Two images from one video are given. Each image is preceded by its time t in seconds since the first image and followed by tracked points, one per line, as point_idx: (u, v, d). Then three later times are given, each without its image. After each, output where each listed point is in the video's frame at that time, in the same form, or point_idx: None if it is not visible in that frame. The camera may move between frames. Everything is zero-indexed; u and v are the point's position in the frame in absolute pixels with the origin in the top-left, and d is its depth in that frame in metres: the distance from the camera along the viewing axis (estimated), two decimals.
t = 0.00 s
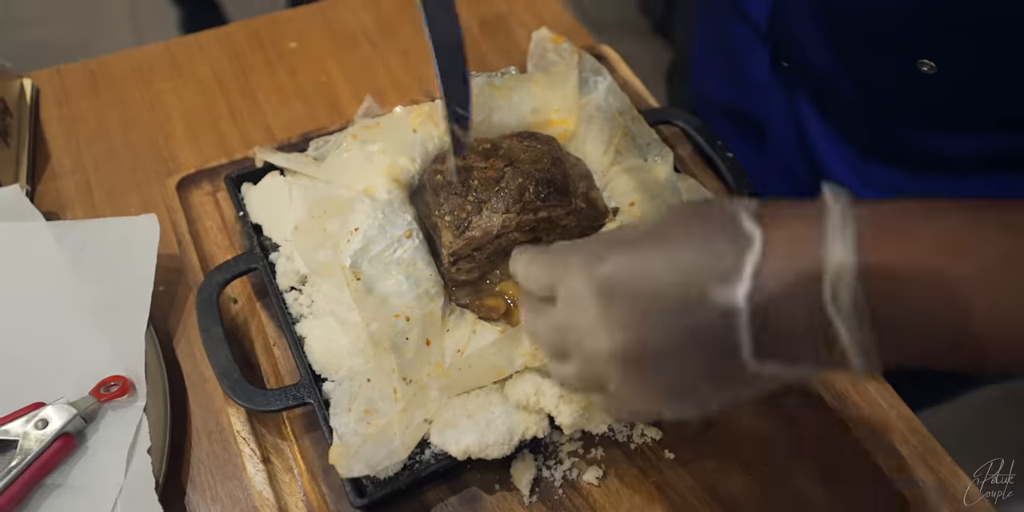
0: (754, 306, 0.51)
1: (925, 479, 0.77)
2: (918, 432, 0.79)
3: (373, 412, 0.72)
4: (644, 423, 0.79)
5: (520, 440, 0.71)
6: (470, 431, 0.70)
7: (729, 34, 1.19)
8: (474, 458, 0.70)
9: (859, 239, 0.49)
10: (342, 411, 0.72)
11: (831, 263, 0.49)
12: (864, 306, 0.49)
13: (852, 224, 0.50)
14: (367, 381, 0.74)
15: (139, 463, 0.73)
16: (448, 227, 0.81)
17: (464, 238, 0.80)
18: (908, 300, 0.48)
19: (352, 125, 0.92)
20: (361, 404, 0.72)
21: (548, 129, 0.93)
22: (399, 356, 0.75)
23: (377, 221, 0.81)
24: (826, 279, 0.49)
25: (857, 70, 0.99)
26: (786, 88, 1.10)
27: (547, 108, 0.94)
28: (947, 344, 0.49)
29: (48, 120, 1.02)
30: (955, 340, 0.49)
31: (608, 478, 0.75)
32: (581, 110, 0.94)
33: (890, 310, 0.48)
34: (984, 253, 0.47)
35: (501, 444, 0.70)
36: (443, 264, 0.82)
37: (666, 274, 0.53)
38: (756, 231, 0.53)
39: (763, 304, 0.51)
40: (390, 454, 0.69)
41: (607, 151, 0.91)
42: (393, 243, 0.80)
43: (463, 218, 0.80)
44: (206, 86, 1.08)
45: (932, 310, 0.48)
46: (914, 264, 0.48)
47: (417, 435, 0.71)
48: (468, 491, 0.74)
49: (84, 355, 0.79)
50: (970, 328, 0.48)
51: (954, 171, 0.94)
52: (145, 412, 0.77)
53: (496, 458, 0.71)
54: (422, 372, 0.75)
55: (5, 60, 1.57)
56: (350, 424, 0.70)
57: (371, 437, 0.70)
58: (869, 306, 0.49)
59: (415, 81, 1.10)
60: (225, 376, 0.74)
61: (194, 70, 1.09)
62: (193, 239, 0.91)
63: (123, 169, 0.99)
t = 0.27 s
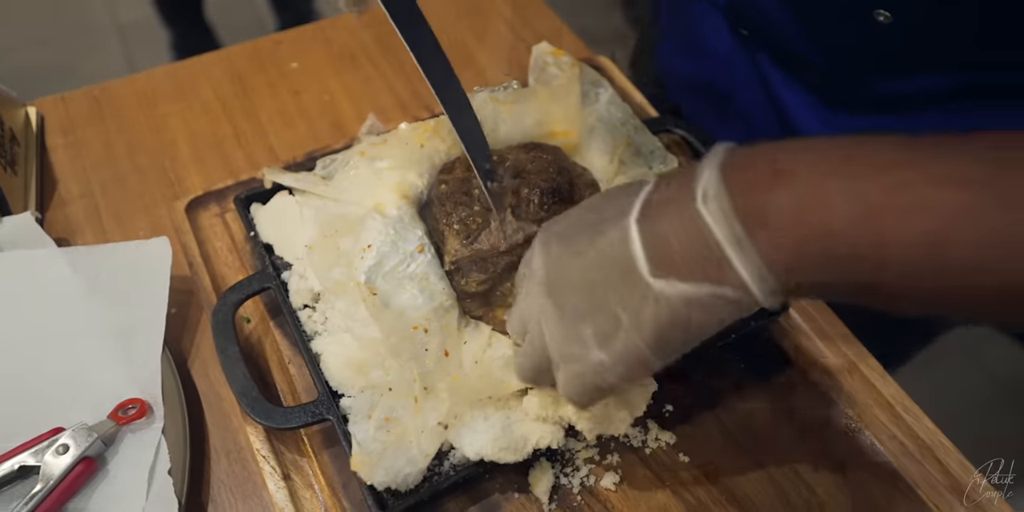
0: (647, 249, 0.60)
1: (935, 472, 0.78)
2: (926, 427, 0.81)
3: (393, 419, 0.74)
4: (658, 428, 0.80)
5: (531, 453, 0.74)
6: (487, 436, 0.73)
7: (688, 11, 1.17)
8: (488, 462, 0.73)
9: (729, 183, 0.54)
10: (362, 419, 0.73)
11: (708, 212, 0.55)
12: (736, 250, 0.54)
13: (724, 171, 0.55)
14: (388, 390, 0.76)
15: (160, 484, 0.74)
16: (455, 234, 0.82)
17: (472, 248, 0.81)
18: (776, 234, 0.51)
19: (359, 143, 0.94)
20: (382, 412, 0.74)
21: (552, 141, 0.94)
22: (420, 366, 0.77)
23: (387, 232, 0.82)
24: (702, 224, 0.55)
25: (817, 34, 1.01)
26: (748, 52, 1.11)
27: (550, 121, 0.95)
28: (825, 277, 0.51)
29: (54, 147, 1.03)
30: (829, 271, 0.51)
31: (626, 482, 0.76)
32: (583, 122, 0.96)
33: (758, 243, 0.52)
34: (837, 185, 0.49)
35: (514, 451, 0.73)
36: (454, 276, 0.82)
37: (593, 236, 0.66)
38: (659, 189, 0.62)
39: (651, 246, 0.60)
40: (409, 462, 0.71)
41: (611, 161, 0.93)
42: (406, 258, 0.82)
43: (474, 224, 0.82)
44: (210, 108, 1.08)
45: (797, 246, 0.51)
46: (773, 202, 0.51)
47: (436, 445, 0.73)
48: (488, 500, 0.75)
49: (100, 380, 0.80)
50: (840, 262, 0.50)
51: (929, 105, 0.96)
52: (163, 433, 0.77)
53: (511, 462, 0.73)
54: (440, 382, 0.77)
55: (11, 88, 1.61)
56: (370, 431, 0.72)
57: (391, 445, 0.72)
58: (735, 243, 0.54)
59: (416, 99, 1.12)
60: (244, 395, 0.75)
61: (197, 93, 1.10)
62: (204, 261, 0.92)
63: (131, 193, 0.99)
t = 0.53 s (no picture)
0: (598, 197, 0.57)
1: (953, 462, 0.79)
2: (941, 416, 0.81)
3: (407, 428, 0.73)
4: (676, 426, 0.80)
5: (550, 455, 0.73)
6: (504, 439, 0.72)
7: None
8: (507, 468, 0.72)
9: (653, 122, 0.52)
10: (376, 425, 0.73)
11: (645, 154, 0.52)
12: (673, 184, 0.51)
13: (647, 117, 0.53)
14: (403, 398, 0.75)
15: (178, 500, 0.73)
16: (470, 241, 0.82)
17: (487, 252, 0.80)
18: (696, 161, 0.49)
19: (365, 150, 0.94)
20: (396, 421, 0.73)
21: (560, 141, 0.95)
22: (434, 375, 0.77)
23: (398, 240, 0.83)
24: (655, 184, 0.52)
25: None
26: None
27: (557, 122, 0.96)
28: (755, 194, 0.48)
29: (56, 163, 1.02)
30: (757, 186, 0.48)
31: (646, 482, 0.76)
32: (589, 122, 0.96)
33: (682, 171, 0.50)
34: (745, 96, 0.46)
35: (536, 454, 0.72)
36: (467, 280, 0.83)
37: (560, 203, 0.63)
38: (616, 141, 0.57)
39: (603, 195, 0.56)
40: (425, 473, 0.70)
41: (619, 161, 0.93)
42: (419, 264, 0.82)
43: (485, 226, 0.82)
44: (211, 118, 1.07)
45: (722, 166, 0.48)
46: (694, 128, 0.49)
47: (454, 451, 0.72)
48: (509, 505, 0.74)
49: (113, 396, 0.79)
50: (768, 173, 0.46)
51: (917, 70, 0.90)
52: (179, 448, 0.76)
53: (529, 466, 0.73)
54: (456, 389, 0.76)
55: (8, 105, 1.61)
56: (384, 438, 0.72)
57: (406, 454, 0.71)
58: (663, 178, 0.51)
59: (418, 103, 1.11)
60: (259, 406, 0.74)
61: (198, 104, 1.09)
62: (213, 273, 0.92)
63: (136, 207, 0.99)
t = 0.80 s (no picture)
0: (590, 218, 0.61)
1: (976, 468, 0.78)
2: (961, 422, 0.80)
3: (439, 465, 0.73)
4: (693, 445, 0.79)
5: (566, 482, 0.73)
6: (520, 463, 0.73)
7: None
8: (522, 494, 0.73)
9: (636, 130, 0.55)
10: (405, 467, 0.73)
11: (629, 168, 0.55)
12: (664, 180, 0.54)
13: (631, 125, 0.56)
14: (427, 434, 0.75)
15: None
16: (469, 259, 0.83)
17: (484, 270, 0.81)
18: (682, 155, 0.52)
19: (368, 180, 0.94)
20: (428, 460, 0.74)
21: (560, 163, 0.95)
22: (454, 405, 0.77)
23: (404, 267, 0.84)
24: (642, 197, 0.55)
25: None
26: None
27: (557, 144, 0.96)
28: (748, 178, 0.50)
29: (61, 208, 1.03)
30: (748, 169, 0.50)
31: (666, 504, 0.76)
32: (589, 142, 0.96)
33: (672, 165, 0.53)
34: (724, 84, 0.49)
35: (549, 480, 0.72)
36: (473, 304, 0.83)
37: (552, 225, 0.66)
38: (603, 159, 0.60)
39: (593, 214, 0.60)
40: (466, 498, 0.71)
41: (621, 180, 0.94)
42: (426, 293, 0.83)
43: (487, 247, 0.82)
44: (214, 156, 1.08)
45: (713, 157, 0.50)
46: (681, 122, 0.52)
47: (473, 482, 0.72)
48: None
49: (127, 441, 0.79)
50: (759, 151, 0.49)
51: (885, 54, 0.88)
52: (195, 491, 0.76)
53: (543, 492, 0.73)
54: (479, 419, 0.77)
55: (11, 153, 1.62)
56: (418, 480, 0.72)
57: (441, 490, 0.71)
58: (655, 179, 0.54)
59: (417, 130, 1.12)
60: (275, 446, 0.74)
61: (200, 143, 1.09)
62: (222, 311, 0.92)
63: (143, 248, 0.99)
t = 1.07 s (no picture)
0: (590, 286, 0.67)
1: (972, 471, 0.79)
2: (956, 425, 0.81)
3: (432, 483, 0.74)
4: (692, 454, 0.80)
5: (566, 496, 0.75)
6: (518, 479, 0.74)
7: None
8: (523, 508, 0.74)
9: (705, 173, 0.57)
10: (402, 488, 0.73)
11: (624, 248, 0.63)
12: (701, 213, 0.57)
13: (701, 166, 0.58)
14: (422, 452, 0.76)
15: None
16: (471, 286, 0.83)
17: (488, 295, 0.82)
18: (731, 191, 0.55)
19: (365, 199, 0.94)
20: (419, 476, 0.74)
21: (553, 179, 0.95)
22: (451, 423, 0.77)
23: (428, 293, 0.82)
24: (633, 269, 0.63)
25: None
26: None
27: (550, 159, 0.97)
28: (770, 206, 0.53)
29: (57, 233, 1.03)
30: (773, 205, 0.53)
31: None
32: (582, 156, 0.97)
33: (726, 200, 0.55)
34: (754, 168, 0.53)
35: (548, 494, 0.74)
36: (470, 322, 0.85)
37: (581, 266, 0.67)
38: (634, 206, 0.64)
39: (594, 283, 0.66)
40: None
41: (614, 193, 0.94)
42: (424, 311, 0.83)
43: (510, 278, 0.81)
44: (208, 178, 1.08)
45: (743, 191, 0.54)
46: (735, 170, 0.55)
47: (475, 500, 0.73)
48: None
49: (129, 466, 0.79)
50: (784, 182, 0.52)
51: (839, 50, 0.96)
52: None
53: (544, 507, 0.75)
54: (475, 438, 0.77)
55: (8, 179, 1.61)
56: (412, 498, 0.73)
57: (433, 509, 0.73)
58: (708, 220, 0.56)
59: (410, 147, 1.13)
60: (277, 468, 0.74)
61: (194, 165, 1.09)
62: (221, 332, 0.93)
63: (140, 272, 0.99)
